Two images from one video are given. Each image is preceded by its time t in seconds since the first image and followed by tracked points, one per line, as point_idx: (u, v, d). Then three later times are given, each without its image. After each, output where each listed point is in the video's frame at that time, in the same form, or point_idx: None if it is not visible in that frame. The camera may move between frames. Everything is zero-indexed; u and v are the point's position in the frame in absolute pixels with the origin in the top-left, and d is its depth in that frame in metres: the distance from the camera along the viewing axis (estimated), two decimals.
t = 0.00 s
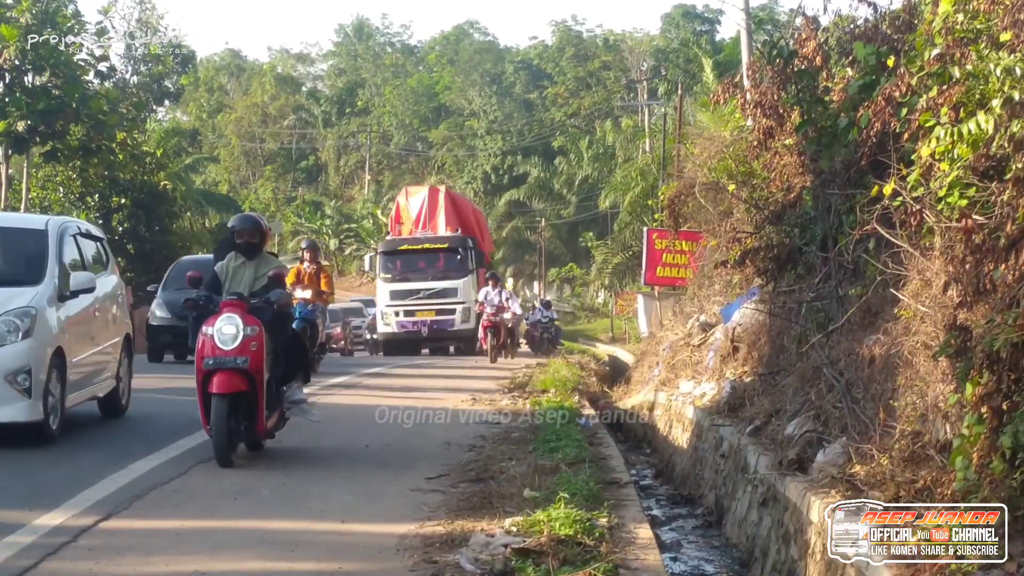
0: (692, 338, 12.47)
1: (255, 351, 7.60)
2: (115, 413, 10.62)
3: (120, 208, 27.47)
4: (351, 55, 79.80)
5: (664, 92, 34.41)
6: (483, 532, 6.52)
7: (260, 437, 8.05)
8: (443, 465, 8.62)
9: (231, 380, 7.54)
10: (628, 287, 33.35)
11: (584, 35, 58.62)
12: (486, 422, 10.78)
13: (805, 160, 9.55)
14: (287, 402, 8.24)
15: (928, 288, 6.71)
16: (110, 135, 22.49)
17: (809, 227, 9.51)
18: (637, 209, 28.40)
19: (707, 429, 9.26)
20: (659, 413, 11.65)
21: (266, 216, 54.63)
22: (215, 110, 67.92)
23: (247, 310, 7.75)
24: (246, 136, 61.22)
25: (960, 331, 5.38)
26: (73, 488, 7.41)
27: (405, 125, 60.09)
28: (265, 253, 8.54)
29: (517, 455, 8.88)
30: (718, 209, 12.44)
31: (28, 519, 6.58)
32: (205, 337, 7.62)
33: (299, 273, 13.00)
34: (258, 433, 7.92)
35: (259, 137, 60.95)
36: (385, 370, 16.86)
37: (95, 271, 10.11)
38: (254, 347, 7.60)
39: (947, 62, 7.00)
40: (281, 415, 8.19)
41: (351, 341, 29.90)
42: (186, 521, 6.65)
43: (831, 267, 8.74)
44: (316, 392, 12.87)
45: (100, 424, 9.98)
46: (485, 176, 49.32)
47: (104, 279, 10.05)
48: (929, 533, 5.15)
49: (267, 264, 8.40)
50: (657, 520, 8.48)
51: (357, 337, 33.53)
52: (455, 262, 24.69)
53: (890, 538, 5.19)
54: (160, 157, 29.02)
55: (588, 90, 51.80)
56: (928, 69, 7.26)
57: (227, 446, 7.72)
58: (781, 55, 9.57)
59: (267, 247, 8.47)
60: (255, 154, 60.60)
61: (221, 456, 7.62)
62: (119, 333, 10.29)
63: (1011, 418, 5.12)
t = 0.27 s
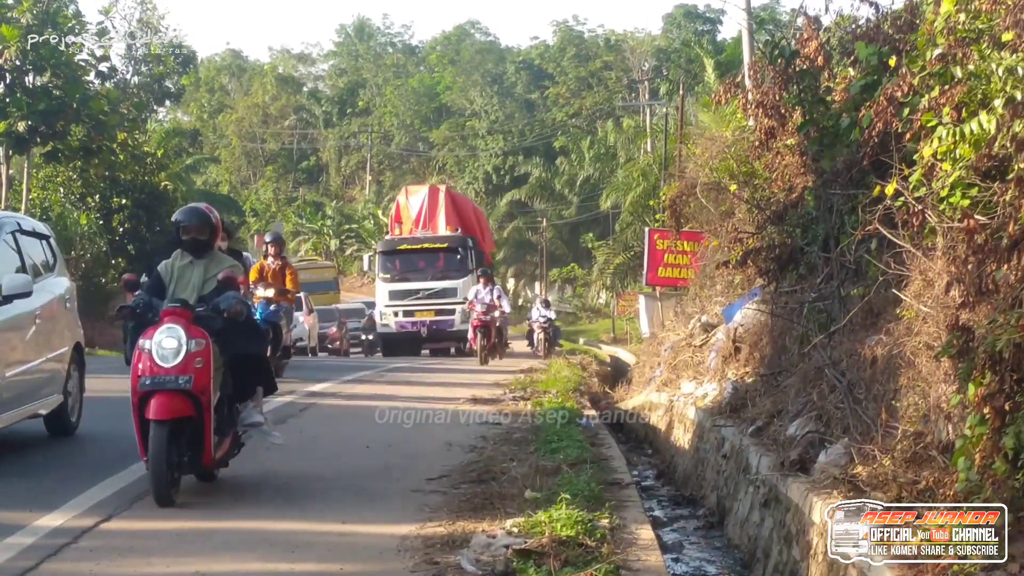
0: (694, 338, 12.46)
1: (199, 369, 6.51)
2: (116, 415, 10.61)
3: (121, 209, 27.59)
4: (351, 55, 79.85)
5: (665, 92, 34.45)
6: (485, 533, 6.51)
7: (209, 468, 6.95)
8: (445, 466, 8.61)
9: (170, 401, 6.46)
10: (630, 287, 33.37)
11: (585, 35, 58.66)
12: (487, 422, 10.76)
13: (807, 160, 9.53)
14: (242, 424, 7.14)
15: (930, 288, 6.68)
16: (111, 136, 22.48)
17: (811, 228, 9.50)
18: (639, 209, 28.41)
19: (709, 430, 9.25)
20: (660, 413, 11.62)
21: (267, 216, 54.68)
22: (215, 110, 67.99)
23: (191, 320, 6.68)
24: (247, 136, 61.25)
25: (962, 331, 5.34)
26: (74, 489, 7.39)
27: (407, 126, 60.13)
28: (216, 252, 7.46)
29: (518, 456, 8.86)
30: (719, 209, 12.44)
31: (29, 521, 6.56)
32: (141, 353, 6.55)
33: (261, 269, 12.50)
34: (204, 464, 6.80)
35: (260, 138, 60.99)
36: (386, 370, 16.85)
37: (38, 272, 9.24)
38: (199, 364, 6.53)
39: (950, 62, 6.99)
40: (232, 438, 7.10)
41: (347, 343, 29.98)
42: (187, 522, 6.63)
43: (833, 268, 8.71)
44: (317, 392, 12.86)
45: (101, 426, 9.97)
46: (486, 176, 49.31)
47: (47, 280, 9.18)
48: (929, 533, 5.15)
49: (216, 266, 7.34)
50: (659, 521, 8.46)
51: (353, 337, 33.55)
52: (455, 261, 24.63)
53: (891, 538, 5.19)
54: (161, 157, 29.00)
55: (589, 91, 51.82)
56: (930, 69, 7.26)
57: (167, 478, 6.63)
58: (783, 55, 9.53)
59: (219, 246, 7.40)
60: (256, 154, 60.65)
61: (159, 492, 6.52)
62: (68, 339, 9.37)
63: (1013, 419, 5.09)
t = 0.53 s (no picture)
0: (695, 339, 12.46)
1: (115, 404, 5.41)
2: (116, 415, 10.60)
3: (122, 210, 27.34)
4: (352, 55, 79.87)
5: (667, 92, 34.45)
6: (486, 534, 6.48)
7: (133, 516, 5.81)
8: (446, 467, 8.59)
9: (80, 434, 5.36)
10: (631, 288, 33.37)
11: (586, 36, 58.69)
12: (488, 423, 10.75)
13: (808, 160, 9.52)
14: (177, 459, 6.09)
15: (932, 289, 6.64)
16: (112, 137, 22.54)
17: (813, 228, 9.49)
18: (640, 210, 28.39)
19: (710, 430, 9.23)
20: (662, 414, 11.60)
21: (267, 217, 54.77)
22: (216, 111, 68.05)
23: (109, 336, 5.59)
24: (248, 137, 61.28)
25: (964, 334, 5.33)
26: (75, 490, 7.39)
27: (408, 126, 60.17)
28: (148, 255, 6.33)
29: (519, 456, 8.84)
30: (720, 209, 12.42)
31: (30, 522, 6.55)
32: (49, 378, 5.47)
33: (220, 266, 12.58)
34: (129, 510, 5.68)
35: (261, 138, 61.01)
36: (387, 371, 16.84)
37: None
38: (119, 392, 5.46)
39: (952, 62, 6.98)
40: (166, 476, 6.01)
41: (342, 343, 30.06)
42: (188, 522, 6.62)
43: (835, 268, 8.70)
44: (318, 393, 12.85)
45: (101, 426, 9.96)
46: (488, 177, 49.28)
47: None
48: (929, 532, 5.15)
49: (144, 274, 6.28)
50: (660, 522, 8.45)
51: (348, 337, 33.54)
52: (454, 261, 24.49)
53: (890, 539, 5.20)
54: (161, 158, 29.02)
55: (591, 92, 51.80)
56: (931, 68, 7.25)
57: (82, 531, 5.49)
58: (785, 55, 9.48)
59: (151, 248, 6.29)
60: (257, 155, 60.71)
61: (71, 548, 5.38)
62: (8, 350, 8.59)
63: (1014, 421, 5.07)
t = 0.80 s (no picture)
0: (697, 340, 12.44)
1: (8, 442, 3.66)
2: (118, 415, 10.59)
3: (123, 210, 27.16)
4: (354, 56, 79.86)
5: (668, 92, 34.46)
6: (487, 534, 6.47)
7: None
8: (447, 467, 8.57)
9: None
10: (632, 288, 33.38)
11: (588, 36, 58.72)
12: (489, 423, 10.74)
13: (811, 160, 9.50)
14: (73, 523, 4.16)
15: (934, 289, 6.61)
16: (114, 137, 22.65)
17: (815, 228, 9.47)
18: (641, 210, 28.39)
19: (712, 431, 9.21)
20: (663, 414, 11.59)
21: (268, 217, 54.81)
22: (217, 111, 68.10)
23: None
24: (249, 137, 61.31)
25: (966, 333, 5.31)
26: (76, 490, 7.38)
27: (409, 126, 60.20)
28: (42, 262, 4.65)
29: (520, 457, 8.83)
30: (722, 210, 12.38)
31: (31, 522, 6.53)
32: None
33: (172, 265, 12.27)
34: None
35: (262, 139, 61.03)
36: (387, 371, 16.84)
37: None
38: None
39: (954, 62, 6.97)
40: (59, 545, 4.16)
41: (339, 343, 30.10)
42: (189, 523, 6.61)
43: (837, 268, 8.70)
44: (320, 393, 12.85)
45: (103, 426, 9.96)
46: (489, 177, 49.27)
47: None
48: (929, 533, 5.16)
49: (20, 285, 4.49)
50: (661, 522, 8.43)
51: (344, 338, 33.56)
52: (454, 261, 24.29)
53: (890, 539, 5.22)
54: (162, 158, 29.03)
55: (592, 92, 51.81)
56: (934, 68, 7.23)
57: None
58: (787, 55, 9.49)
59: (48, 252, 4.61)
60: (258, 155, 60.71)
61: None
62: None
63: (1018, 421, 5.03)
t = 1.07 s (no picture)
0: (699, 340, 12.41)
1: None
2: (119, 416, 10.57)
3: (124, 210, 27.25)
4: (355, 56, 79.82)
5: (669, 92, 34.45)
6: (488, 535, 6.45)
7: None
8: (448, 468, 8.55)
9: None
10: (634, 288, 33.38)
11: (589, 36, 58.74)
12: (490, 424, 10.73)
13: (813, 161, 9.47)
14: None
15: (936, 289, 6.58)
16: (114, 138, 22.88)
17: (816, 229, 9.45)
18: (643, 210, 28.38)
19: (714, 432, 9.18)
20: (665, 414, 11.58)
21: (269, 218, 54.83)
22: (218, 111, 68.14)
23: None
24: (250, 137, 61.34)
25: (968, 333, 5.28)
26: (77, 490, 7.36)
27: (410, 127, 60.22)
28: None
29: (522, 457, 8.81)
30: (724, 210, 12.34)
31: (32, 523, 6.52)
32: None
33: (114, 260, 10.25)
34: None
35: (263, 139, 61.06)
36: (389, 371, 16.82)
37: None
38: None
39: (956, 62, 6.94)
40: None
41: (335, 342, 30.10)
42: (190, 523, 6.59)
43: (839, 269, 8.69)
44: (321, 394, 12.84)
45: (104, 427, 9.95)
46: (490, 178, 49.27)
47: None
48: (928, 533, 5.15)
49: None
50: (663, 523, 8.41)
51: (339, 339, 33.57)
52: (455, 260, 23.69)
53: (891, 539, 5.22)
54: (163, 158, 29.05)
55: (594, 93, 51.80)
56: (936, 68, 7.20)
57: None
58: (789, 55, 9.53)
59: None
60: (259, 155, 60.71)
61: None
62: None
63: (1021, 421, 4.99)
